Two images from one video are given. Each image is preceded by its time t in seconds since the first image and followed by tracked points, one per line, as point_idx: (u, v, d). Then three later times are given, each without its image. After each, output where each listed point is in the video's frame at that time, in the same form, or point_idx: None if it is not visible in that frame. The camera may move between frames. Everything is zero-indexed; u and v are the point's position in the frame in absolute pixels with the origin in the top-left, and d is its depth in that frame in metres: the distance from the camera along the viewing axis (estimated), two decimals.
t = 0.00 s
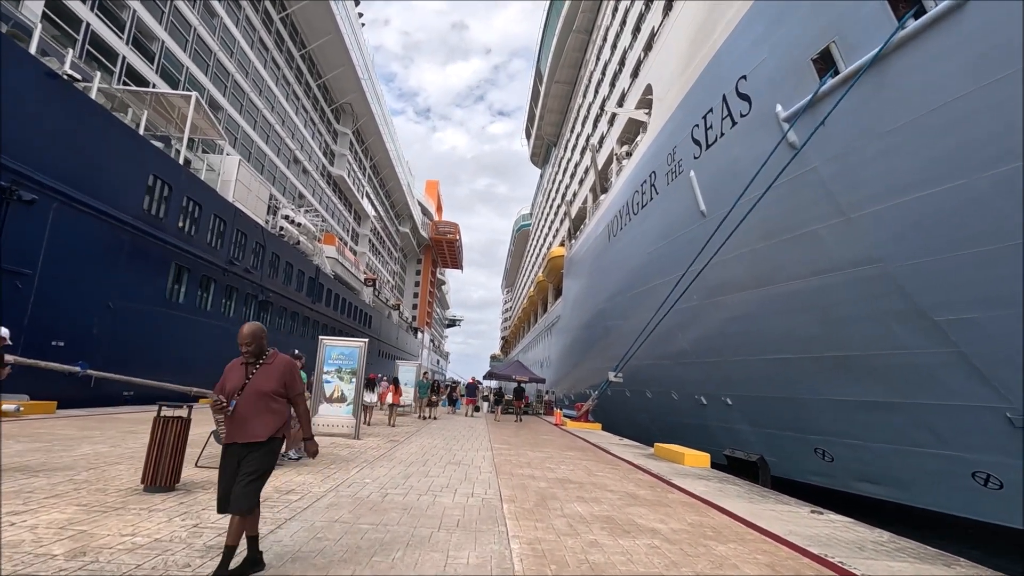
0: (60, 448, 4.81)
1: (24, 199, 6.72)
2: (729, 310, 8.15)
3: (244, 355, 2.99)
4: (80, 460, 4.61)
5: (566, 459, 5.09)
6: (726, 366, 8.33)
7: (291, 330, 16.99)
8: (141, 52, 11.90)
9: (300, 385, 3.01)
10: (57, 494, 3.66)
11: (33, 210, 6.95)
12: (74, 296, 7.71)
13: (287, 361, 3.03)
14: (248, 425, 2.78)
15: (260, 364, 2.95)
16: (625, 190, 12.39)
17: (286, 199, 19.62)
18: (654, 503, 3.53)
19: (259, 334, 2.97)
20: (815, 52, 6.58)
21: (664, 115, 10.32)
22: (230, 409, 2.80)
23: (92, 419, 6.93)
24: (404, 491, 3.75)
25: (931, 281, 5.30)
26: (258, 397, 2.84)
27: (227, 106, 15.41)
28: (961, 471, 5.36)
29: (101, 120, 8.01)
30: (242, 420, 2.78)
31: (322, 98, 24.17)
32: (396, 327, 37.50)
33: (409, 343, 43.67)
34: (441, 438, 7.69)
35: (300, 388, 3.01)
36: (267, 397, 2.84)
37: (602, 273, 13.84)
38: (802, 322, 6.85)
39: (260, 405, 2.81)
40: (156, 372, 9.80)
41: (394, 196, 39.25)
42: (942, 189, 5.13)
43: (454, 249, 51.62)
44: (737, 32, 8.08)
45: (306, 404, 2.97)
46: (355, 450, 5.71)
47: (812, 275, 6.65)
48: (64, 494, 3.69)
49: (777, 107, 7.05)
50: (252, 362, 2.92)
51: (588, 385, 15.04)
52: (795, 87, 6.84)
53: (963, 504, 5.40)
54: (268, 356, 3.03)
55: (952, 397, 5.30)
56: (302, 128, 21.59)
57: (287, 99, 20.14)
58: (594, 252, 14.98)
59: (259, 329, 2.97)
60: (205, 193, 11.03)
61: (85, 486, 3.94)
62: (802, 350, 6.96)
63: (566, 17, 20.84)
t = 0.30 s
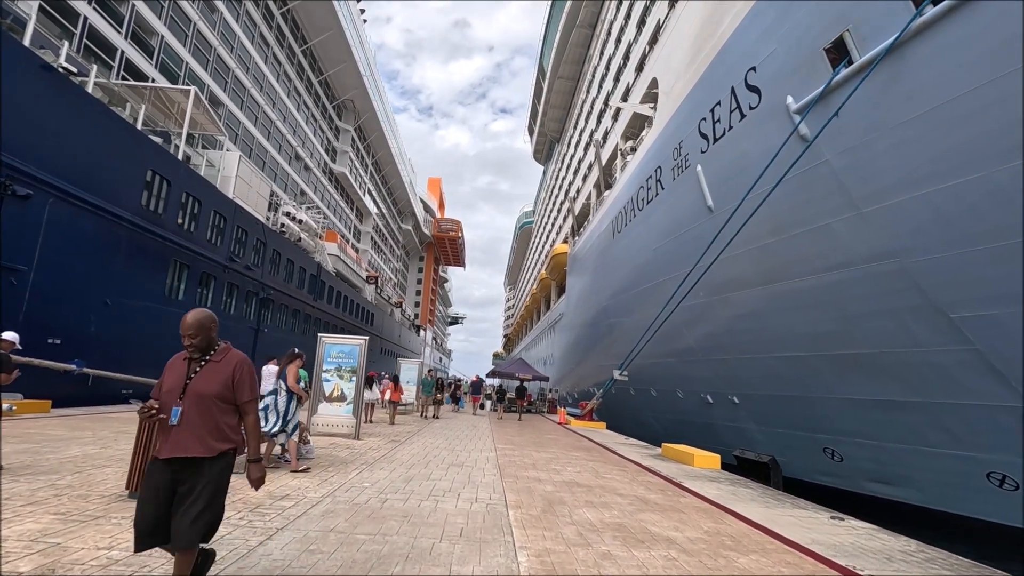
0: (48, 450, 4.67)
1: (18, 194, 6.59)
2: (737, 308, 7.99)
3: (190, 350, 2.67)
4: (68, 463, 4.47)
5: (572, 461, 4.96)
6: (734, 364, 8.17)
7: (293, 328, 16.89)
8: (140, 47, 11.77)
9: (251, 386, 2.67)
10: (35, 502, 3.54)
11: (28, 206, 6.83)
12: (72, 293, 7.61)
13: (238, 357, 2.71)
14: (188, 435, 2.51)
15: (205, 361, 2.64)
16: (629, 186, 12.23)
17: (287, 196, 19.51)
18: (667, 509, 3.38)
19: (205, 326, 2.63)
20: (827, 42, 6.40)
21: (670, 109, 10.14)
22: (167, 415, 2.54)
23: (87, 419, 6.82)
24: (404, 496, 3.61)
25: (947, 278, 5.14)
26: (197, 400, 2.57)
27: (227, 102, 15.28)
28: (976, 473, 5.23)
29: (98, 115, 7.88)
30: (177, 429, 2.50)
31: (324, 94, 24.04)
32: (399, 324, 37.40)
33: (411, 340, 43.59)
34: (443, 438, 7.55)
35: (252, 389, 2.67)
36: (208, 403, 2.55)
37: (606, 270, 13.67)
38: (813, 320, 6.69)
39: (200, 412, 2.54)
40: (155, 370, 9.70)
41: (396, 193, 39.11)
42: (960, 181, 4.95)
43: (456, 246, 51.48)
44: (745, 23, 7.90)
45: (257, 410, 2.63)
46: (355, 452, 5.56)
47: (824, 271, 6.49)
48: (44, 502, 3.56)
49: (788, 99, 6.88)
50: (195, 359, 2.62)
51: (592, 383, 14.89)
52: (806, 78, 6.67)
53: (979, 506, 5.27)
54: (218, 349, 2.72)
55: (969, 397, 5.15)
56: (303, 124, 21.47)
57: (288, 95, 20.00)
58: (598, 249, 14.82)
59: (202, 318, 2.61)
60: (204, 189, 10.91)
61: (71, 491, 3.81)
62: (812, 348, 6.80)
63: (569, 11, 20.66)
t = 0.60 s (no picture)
0: (35, 448, 4.57)
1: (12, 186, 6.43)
2: (743, 302, 7.85)
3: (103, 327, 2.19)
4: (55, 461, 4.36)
5: (576, 458, 4.84)
6: (740, 360, 8.03)
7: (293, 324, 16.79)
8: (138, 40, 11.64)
9: (176, 370, 2.16)
10: (11, 504, 3.43)
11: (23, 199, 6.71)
12: (70, 287, 7.52)
13: (162, 337, 2.21)
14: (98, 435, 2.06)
15: (120, 344, 2.16)
16: (633, 179, 12.07)
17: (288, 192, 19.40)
18: (677, 509, 3.25)
19: (120, 299, 2.15)
20: (838, 29, 6.25)
21: (675, 101, 9.99)
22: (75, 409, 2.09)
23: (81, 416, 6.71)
24: (402, 496, 3.48)
25: (960, 271, 5.01)
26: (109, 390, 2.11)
27: (227, 97, 15.17)
28: (988, 470, 5.09)
29: (95, 107, 7.77)
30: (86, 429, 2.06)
31: (324, 90, 23.92)
32: (400, 321, 37.30)
33: (413, 337, 43.49)
34: (444, 436, 7.43)
35: (175, 375, 2.16)
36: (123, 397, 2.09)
37: (610, 266, 13.52)
38: (821, 315, 6.55)
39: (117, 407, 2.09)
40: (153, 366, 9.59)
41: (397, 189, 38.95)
42: (975, 171, 4.80)
43: (458, 243, 51.33)
44: (754, 12, 7.74)
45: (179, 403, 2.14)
46: (353, 449, 5.44)
47: (832, 266, 6.35)
48: (20, 502, 3.45)
49: (798, 89, 6.73)
50: (107, 342, 2.15)
51: (595, 379, 14.76)
52: (817, 67, 6.51)
53: (992, 505, 5.13)
54: (137, 327, 2.22)
55: (982, 393, 5.01)
56: (303, 120, 21.34)
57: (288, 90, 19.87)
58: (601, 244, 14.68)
59: (115, 290, 2.13)
60: (203, 183, 10.80)
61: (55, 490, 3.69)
62: (819, 344, 6.65)
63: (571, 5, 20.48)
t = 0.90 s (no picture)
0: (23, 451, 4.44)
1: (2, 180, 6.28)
2: (751, 299, 7.67)
3: None
4: (42, 465, 4.22)
5: (582, 461, 4.68)
6: (747, 359, 7.86)
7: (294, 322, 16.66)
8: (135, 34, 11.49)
9: None
10: None
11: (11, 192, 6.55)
12: (63, 282, 7.39)
13: None
14: None
15: None
16: (638, 174, 11.88)
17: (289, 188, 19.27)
18: (690, 518, 3.09)
19: None
20: (852, 16, 6.07)
21: (681, 95, 9.80)
22: None
23: (75, 416, 6.58)
24: (400, 504, 3.30)
25: (978, 267, 4.83)
26: None
27: (227, 92, 15.03)
28: (1004, 472, 4.91)
29: (89, 101, 7.61)
30: None
31: (325, 86, 23.75)
32: (402, 318, 37.18)
33: (415, 335, 43.41)
34: (445, 436, 7.26)
35: None
36: None
37: (613, 262, 13.34)
38: (832, 312, 6.36)
39: None
40: (150, 364, 9.47)
41: (399, 187, 38.80)
42: (996, 163, 4.62)
43: (460, 241, 51.17)
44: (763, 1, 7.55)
45: None
46: (351, 451, 5.29)
47: (844, 262, 6.17)
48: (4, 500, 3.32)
49: (809, 79, 6.54)
50: None
51: (598, 377, 14.60)
52: (829, 56, 6.32)
53: (1008, 508, 4.94)
54: None
55: (999, 392, 4.84)
56: (304, 116, 21.19)
57: (289, 86, 19.71)
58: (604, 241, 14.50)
59: None
60: (201, 178, 10.66)
61: (40, 492, 3.55)
62: (829, 342, 6.47)
63: None
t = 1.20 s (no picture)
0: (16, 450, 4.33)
1: None
2: (759, 296, 7.53)
3: None
4: (35, 465, 4.12)
5: (590, 460, 4.56)
6: (755, 356, 7.72)
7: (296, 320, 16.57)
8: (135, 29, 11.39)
9: None
10: None
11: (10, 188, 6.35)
12: (61, 277, 7.29)
13: None
14: None
15: None
16: (643, 170, 11.74)
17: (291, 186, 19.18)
18: (705, 521, 2.98)
19: None
20: (865, 4, 5.94)
21: (687, 89, 9.67)
22: None
23: (72, 414, 6.49)
24: (402, 506, 3.18)
25: (995, 261, 4.69)
26: None
27: (228, 88, 14.95)
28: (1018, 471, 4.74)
29: (88, 95, 7.50)
30: None
31: (327, 83, 23.66)
32: (404, 317, 37.10)
33: (417, 333, 43.35)
34: (448, 434, 7.16)
35: None
36: None
37: (618, 259, 13.20)
38: (841, 308, 6.23)
39: None
40: (150, 361, 9.36)
41: (402, 185, 38.69)
42: (1012, 154, 4.50)
43: (462, 239, 51.05)
44: None
45: None
46: (352, 450, 5.18)
47: (854, 256, 6.05)
48: None
49: (821, 70, 6.40)
50: None
51: (602, 376, 14.47)
52: (841, 46, 6.19)
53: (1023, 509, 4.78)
54: None
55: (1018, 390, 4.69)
56: (306, 113, 21.10)
57: (291, 83, 19.60)
58: (608, 238, 14.37)
59: None
60: (201, 174, 10.56)
61: (29, 493, 3.44)
62: (839, 339, 6.33)
63: None
